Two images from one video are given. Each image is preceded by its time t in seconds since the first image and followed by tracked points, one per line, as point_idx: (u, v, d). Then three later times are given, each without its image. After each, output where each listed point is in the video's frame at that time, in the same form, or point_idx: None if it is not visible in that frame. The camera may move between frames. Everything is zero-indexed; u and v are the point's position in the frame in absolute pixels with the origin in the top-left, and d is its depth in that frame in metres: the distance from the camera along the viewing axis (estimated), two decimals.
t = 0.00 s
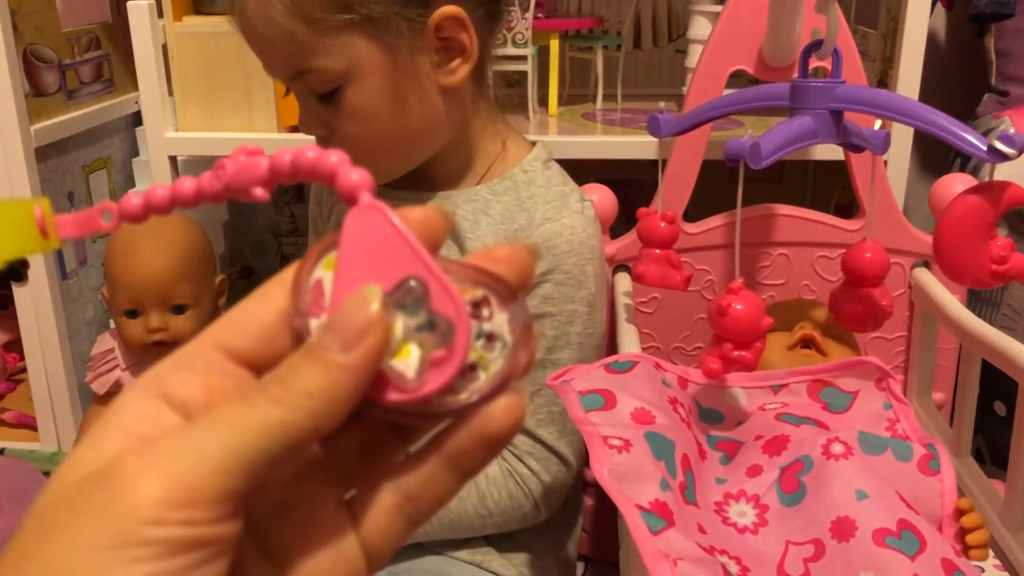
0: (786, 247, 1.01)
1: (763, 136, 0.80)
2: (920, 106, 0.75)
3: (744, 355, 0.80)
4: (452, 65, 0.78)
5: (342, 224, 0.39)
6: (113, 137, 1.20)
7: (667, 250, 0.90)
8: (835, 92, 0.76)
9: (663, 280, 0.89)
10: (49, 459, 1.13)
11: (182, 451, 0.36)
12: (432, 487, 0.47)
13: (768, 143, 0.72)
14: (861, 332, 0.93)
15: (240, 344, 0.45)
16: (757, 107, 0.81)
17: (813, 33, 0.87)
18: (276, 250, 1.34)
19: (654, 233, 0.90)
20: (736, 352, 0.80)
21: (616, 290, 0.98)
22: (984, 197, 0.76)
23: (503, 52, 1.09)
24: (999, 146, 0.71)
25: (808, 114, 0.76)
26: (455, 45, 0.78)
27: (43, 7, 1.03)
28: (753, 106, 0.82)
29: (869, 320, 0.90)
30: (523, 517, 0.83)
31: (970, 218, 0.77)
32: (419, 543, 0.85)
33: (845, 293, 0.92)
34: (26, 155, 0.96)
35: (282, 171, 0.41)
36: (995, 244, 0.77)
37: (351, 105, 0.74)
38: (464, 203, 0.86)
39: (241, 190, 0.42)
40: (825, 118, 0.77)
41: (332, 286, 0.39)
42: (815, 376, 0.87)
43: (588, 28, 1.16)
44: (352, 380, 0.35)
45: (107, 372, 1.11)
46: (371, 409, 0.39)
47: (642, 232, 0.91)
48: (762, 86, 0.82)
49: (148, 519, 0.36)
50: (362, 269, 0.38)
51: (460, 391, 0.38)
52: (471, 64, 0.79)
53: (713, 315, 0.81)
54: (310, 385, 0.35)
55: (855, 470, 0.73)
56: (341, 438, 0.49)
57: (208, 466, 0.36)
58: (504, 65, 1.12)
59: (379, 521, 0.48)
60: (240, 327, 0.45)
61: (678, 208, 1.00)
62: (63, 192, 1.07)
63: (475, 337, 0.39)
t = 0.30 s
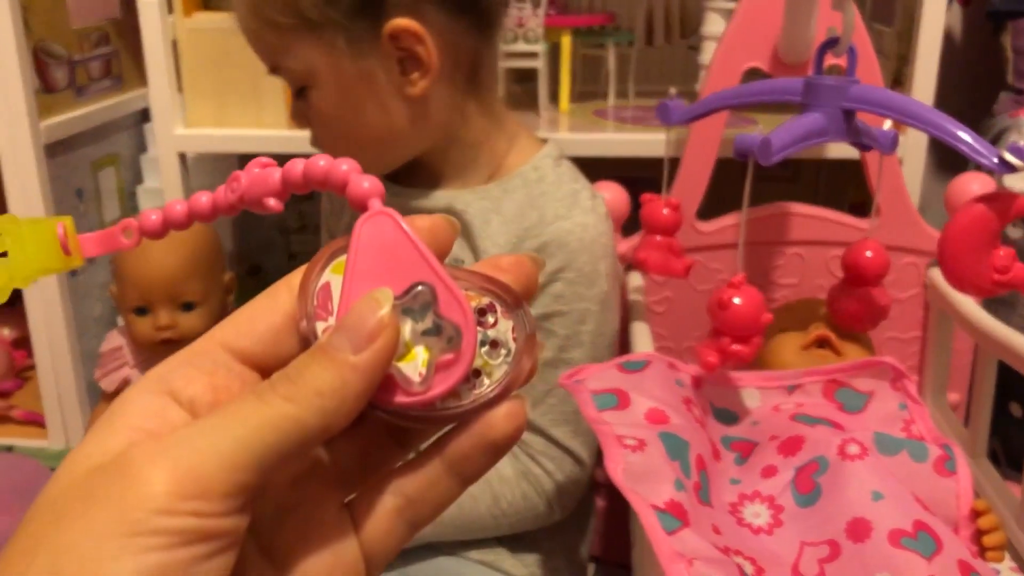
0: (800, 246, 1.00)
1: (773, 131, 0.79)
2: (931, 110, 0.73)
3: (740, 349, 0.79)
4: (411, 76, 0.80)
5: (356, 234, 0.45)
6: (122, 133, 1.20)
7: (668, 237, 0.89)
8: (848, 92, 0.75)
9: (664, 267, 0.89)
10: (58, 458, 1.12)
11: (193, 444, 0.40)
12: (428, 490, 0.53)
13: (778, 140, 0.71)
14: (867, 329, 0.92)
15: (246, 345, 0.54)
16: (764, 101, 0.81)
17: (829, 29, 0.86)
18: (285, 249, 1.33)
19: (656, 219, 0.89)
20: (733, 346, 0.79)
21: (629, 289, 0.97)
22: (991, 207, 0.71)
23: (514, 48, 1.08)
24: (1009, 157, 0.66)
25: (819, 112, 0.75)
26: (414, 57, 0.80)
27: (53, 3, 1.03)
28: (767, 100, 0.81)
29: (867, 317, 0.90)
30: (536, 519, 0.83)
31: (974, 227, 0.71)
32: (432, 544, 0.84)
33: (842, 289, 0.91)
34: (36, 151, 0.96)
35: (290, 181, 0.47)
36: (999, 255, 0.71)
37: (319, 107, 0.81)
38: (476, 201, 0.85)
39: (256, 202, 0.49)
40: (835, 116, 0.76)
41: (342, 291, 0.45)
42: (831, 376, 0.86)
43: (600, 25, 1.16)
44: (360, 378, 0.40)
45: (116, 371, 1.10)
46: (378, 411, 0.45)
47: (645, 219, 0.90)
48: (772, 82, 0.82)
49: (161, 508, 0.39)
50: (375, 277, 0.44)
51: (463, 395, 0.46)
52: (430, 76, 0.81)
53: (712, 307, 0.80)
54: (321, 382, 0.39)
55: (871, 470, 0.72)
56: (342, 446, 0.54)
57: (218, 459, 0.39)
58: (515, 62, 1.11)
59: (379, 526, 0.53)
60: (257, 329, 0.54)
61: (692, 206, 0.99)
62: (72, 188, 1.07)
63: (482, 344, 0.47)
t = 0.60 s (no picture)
0: (814, 248, 1.00)
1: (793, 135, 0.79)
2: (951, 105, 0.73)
3: (774, 356, 0.80)
4: (418, 74, 0.81)
5: (351, 206, 0.47)
6: (137, 134, 1.20)
7: (692, 249, 0.89)
8: (865, 92, 0.75)
9: (689, 279, 0.89)
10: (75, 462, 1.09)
11: (184, 410, 0.40)
12: (421, 465, 0.53)
13: (801, 144, 0.70)
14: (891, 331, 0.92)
15: (236, 318, 0.55)
16: (782, 105, 0.80)
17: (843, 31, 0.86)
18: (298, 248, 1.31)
19: (680, 233, 0.89)
20: (767, 353, 0.80)
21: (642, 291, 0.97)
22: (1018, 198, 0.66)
23: (526, 49, 1.08)
24: None
25: (839, 114, 0.75)
26: (421, 54, 0.81)
27: (69, 5, 1.04)
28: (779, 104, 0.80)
29: (897, 317, 0.89)
30: (554, 507, 0.84)
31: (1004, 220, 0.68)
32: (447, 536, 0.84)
33: (872, 292, 0.91)
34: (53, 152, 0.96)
35: (280, 152, 0.51)
36: None
37: (328, 106, 0.82)
38: (490, 202, 0.86)
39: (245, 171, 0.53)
40: (856, 118, 0.76)
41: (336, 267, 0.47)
42: (844, 378, 0.86)
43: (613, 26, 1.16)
44: (355, 350, 0.40)
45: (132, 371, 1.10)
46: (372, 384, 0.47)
47: (668, 232, 0.90)
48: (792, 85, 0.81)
49: (150, 474, 0.40)
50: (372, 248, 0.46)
51: (457, 368, 0.47)
52: (438, 73, 0.81)
53: (742, 315, 0.80)
54: (316, 348, 0.40)
55: (885, 472, 0.72)
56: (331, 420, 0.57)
57: (208, 425, 0.40)
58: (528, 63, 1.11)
59: (370, 501, 0.54)
60: (244, 302, 0.55)
61: (705, 208, 0.99)
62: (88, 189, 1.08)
63: (478, 318, 0.49)
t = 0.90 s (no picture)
0: (821, 249, 1.00)
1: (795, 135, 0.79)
2: (954, 107, 0.73)
3: (773, 356, 0.79)
4: (438, 69, 0.82)
5: (352, 210, 0.48)
6: (144, 139, 1.21)
7: (692, 249, 0.89)
8: (869, 94, 0.75)
9: (689, 278, 0.88)
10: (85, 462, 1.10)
11: (187, 399, 0.39)
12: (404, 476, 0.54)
13: (804, 144, 0.70)
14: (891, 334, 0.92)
15: (214, 304, 0.57)
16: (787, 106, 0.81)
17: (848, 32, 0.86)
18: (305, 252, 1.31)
19: (680, 232, 0.89)
20: (766, 352, 0.79)
21: (648, 293, 0.98)
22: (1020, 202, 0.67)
23: (532, 52, 1.08)
24: None
25: (842, 114, 0.75)
26: (441, 50, 0.82)
27: (78, 11, 1.04)
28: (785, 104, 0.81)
29: (897, 322, 0.89)
30: (558, 505, 0.84)
31: (1005, 225, 0.68)
32: (453, 535, 0.84)
33: (872, 293, 0.91)
34: (62, 157, 0.97)
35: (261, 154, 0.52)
36: None
37: (342, 108, 0.81)
38: (495, 205, 0.86)
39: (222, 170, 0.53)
40: (859, 118, 0.76)
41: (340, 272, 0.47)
42: (849, 380, 0.86)
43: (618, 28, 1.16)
44: (363, 349, 0.40)
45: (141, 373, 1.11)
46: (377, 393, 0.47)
47: (668, 232, 0.90)
48: (796, 84, 0.82)
49: (148, 467, 0.38)
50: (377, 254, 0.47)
51: (460, 371, 0.49)
52: (458, 68, 0.83)
53: (742, 315, 0.80)
54: (324, 342, 0.39)
55: (891, 473, 0.72)
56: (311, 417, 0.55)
57: (209, 418, 0.39)
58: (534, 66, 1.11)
59: (345, 496, 0.55)
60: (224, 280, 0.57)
61: (711, 209, 0.99)
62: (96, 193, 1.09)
63: (479, 322, 0.51)
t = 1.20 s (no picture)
0: (818, 250, 0.99)
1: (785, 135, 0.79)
2: (944, 111, 0.72)
3: (759, 354, 0.79)
4: (471, 65, 0.83)
5: (325, 257, 0.48)
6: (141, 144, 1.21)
7: (680, 243, 0.89)
8: (861, 94, 0.75)
9: (676, 270, 0.88)
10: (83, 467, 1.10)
11: (152, 413, 0.38)
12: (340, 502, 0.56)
13: (795, 145, 0.70)
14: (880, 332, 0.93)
15: (162, 311, 0.54)
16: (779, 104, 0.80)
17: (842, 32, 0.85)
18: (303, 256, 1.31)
19: (669, 225, 0.89)
20: (751, 351, 0.79)
21: (644, 295, 0.97)
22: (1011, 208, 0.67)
23: (528, 55, 1.08)
24: None
25: (832, 116, 0.75)
26: (474, 46, 0.83)
27: (73, 17, 1.04)
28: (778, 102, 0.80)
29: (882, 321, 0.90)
30: (557, 509, 0.84)
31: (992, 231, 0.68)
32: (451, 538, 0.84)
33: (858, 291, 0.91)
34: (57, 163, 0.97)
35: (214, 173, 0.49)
36: (1017, 255, 0.68)
37: (369, 110, 0.80)
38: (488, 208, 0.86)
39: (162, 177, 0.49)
40: (850, 119, 0.75)
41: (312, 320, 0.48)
42: (847, 380, 0.86)
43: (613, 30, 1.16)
44: (339, 383, 0.42)
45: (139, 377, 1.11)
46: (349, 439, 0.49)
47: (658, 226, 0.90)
48: (786, 85, 0.82)
49: (106, 485, 0.37)
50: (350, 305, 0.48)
51: (437, 418, 0.49)
52: (490, 63, 0.84)
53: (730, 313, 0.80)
54: (301, 369, 0.40)
55: (885, 474, 0.72)
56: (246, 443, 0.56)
57: (174, 435, 0.38)
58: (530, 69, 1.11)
59: (279, 521, 0.55)
60: (172, 277, 0.55)
61: (707, 211, 0.99)
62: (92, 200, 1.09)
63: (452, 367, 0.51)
